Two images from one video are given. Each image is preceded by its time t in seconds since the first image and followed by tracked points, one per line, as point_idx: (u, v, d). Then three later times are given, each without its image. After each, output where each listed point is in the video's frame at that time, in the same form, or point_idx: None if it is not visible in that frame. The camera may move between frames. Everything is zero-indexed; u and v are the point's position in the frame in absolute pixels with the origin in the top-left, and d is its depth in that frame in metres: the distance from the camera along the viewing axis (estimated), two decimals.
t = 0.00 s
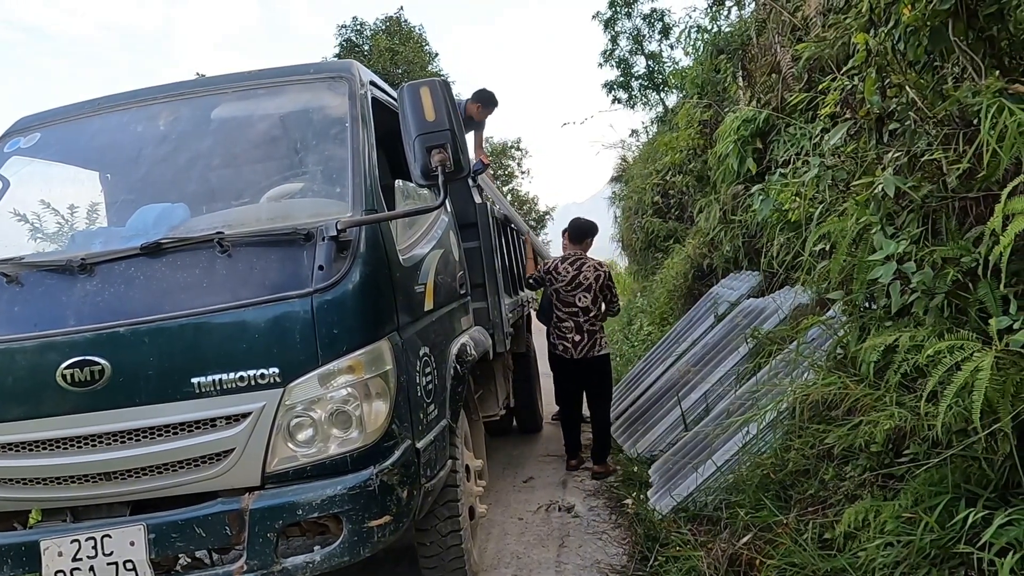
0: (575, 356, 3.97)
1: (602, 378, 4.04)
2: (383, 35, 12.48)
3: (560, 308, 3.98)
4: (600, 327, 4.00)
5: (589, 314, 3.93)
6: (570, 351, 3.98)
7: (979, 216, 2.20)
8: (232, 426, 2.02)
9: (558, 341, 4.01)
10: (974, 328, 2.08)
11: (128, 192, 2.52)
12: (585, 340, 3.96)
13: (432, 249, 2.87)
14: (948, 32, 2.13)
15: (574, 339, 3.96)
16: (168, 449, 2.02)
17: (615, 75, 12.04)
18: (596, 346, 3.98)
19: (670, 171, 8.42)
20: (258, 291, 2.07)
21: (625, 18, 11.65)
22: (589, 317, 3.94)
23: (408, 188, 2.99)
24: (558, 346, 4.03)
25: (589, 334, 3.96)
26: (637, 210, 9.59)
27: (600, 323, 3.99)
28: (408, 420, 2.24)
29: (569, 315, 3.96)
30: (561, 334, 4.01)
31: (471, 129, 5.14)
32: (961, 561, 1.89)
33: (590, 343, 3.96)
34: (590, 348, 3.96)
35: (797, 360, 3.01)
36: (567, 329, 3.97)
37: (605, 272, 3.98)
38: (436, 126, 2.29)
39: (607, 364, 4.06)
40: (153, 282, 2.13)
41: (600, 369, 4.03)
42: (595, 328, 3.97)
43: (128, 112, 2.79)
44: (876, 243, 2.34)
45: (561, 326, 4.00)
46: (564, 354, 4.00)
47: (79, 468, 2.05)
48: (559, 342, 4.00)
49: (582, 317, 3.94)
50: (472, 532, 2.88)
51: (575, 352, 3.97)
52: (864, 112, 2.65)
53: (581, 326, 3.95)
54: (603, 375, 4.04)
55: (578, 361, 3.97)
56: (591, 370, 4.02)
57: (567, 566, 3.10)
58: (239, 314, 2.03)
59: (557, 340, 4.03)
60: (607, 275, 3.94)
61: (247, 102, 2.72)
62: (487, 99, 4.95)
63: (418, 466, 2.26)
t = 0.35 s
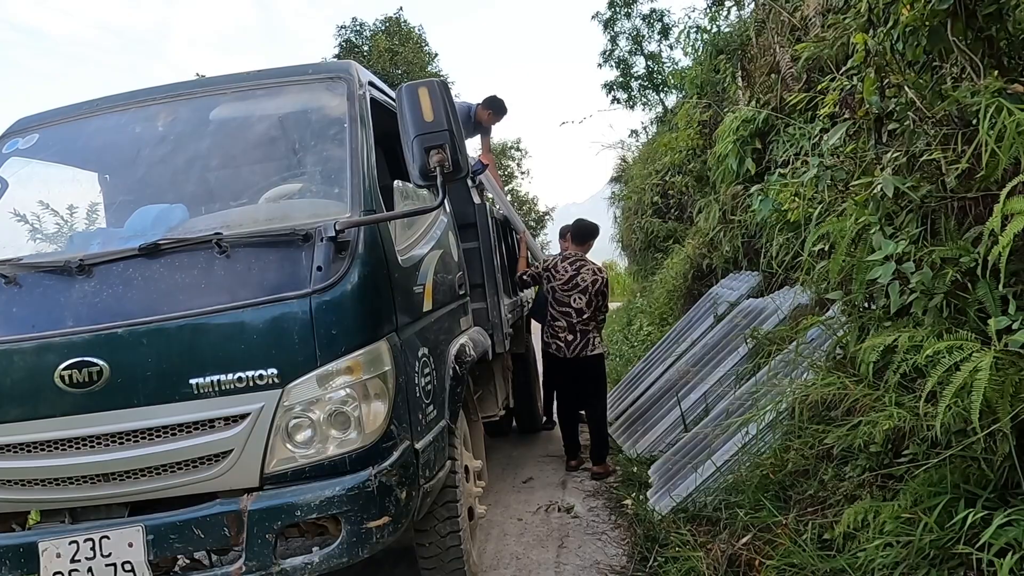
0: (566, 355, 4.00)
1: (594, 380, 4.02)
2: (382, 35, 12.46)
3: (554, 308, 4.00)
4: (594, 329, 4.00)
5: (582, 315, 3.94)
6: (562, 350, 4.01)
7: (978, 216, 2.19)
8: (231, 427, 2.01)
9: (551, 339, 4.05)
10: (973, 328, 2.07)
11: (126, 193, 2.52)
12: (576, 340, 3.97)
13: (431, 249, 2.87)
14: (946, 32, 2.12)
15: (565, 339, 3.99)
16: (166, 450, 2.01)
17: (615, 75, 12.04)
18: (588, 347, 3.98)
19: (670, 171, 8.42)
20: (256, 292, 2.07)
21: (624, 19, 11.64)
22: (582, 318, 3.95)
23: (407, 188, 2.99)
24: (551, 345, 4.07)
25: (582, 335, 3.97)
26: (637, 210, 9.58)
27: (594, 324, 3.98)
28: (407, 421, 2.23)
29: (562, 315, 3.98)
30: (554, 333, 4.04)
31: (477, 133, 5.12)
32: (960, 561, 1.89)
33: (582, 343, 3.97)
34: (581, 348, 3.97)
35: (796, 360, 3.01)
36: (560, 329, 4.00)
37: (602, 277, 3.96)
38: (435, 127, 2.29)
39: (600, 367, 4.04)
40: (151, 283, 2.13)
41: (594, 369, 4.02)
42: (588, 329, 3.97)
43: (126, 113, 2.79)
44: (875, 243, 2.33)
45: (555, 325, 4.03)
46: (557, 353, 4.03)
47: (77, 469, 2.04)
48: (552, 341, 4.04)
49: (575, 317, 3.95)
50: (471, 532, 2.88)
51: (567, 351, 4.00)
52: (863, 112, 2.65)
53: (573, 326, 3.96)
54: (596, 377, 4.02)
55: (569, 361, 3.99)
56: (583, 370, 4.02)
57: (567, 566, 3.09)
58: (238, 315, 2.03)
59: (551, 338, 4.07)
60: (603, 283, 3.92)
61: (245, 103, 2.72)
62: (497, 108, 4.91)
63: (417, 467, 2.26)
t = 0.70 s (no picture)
0: (562, 358, 3.95)
1: (591, 382, 3.98)
2: (381, 36, 12.44)
3: (551, 310, 3.99)
4: (591, 332, 3.94)
5: (579, 318, 3.91)
6: (558, 353, 3.96)
7: (976, 217, 2.19)
8: (226, 430, 2.00)
9: (547, 342, 4.02)
10: (972, 329, 2.07)
11: (122, 195, 2.51)
12: (572, 344, 3.92)
13: (428, 250, 2.86)
14: (944, 32, 2.12)
15: (561, 342, 3.94)
16: (161, 453, 2.00)
17: (614, 76, 12.04)
18: (584, 350, 3.91)
19: (669, 172, 8.41)
20: (252, 294, 2.06)
21: (623, 19, 11.64)
22: (579, 320, 3.92)
23: (405, 189, 2.98)
24: (547, 348, 4.03)
25: (577, 338, 3.92)
26: (636, 211, 9.58)
27: (591, 327, 3.94)
28: (403, 423, 2.23)
29: (559, 317, 3.96)
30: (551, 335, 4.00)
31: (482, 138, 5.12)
32: (959, 564, 1.88)
33: (578, 346, 3.91)
34: (577, 352, 3.90)
35: (795, 361, 3.01)
36: (556, 331, 3.96)
37: (602, 279, 3.95)
38: (431, 127, 2.28)
39: (598, 369, 4.00)
40: (147, 285, 2.12)
41: (591, 370, 3.96)
42: (584, 332, 3.92)
43: (122, 114, 2.78)
44: (872, 244, 2.33)
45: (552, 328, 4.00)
46: (553, 356, 3.99)
47: (71, 472, 2.03)
48: (548, 343, 4.00)
49: (572, 320, 3.92)
50: (469, 534, 2.87)
51: (563, 355, 3.95)
52: (862, 111, 2.63)
53: (569, 329, 3.92)
54: (593, 380, 3.98)
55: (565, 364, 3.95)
56: (580, 373, 3.98)
57: (565, 568, 3.08)
58: (234, 317, 2.02)
59: (547, 341, 4.03)
60: (603, 286, 3.91)
61: (242, 104, 2.71)
62: (504, 116, 4.92)
63: (414, 469, 2.25)
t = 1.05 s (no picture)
0: (560, 365, 3.95)
1: (591, 390, 3.96)
2: (380, 36, 12.44)
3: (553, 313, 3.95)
4: (591, 340, 3.91)
5: (579, 325, 3.86)
6: (556, 359, 3.96)
7: (973, 218, 2.18)
8: (222, 433, 2.00)
9: (547, 347, 4.01)
10: (969, 331, 2.06)
11: (118, 197, 2.50)
12: (571, 351, 3.90)
13: (425, 250, 2.86)
14: (941, 32, 2.12)
15: (560, 348, 3.93)
16: (157, 456, 1.99)
17: (612, 76, 12.04)
18: (583, 359, 3.89)
19: (667, 172, 8.41)
20: (248, 296, 2.05)
21: (622, 20, 11.64)
22: (579, 328, 3.87)
23: (401, 189, 2.98)
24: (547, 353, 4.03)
25: (576, 347, 3.89)
26: (634, 211, 9.58)
27: (591, 336, 3.90)
28: (400, 425, 2.22)
29: (560, 322, 3.92)
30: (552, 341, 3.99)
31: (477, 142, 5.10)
32: (958, 566, 1.88)
33: (576, 355, 3.89)
34: (575, 360, 3.89)
35: (793, 363, 3.01)
36: (556, 337, 3.94)
37: (605, 287, 3.85)
38: (427, 129, 2.28)
39: (599, 375, 3.98)
40: (142, 287, 2.11)
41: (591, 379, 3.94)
42: (584, 340, 3.89)
43: (118, 116, 2.77)
44: (870, 245, 2.32)
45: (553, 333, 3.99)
46: (552, 362, 3.99)
47: (67, 476, 2.03)
48: (548, 349, 4.00)
49: (573, 326, 3.88)
50: (466, 536, 2.86)
51: (561, 361, 3.95)
52: (859, 112, 2.61)
53: (569, 336, 3.90)
54: (593, 389, 3.94)
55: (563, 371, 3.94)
56: (578, 381, 3.96)
57: (563, 570, 3.07)
58: (230, 319, 2.01)
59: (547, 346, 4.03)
60: (605, 293, 3.81)
61: (238, 105, 2.71)
62: (501, 122, 4.91)
63: (410, 472, 2.24)
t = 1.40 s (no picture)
0: (566, 373, 3.91)
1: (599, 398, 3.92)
2: (379, 38, 12.44)
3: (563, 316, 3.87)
4: (599, 348, 3.86)
5: (590, 329, 3.78)
6: (562, 367, 3.93)
7: (972, 220, 2.17)
8: (218, 435, 1.99)
9: (555, 352, 3.97)
10: (968, 333, 2.05)
11: (115, 198, 2.49)
12: (579, 359, 3.86)
13: (423, 252, 2.85)
14: (940, 33, 2.11)
15: (569, 355, 3.89)
16: (152, 459, 1.99)
17: (612, 78, 12.04)
18: (592, 368, 3.85)
19: (667, 173, 8.41)
20: (244, 298, 2.05)
21: (621, 21, 11.64)
22: (590, 332, 3.80)
23: (398, 191, 2.99)
24: (554, 359, 4.00)
25: (584, 355, 3.86)
26: (634, 212, 9.57)
27: (600, 345, 3.85)
28: (397, 427, 2.21)
29: (570, 326, 3.86)
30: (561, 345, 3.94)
31: (464, 142, 5.06)
32: (956, 569, 1.87)
33: (584, 364, 3.85)
34: (583, 369, 3.85)
35: (792, 365, 3.00)
36: (565, 342, 3.90)
37: (618, 290, 3.75)
38: (424, 130, 2.27)
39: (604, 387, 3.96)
40: (138, 289, 2.10)
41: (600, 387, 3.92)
42: (592, 349, 3.84)
43: (115, 117, 2.76)
44: (868, 247, 2.31)
45: (562, 337, 3.93)
46: (558, 369, 3.96)
47: (62, 478, 2.02)
48: (555, 354, 3.96)
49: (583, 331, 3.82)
50: (464, 539, 2.85)
51: (568, 368, 3.91)
52: (857, 114, 2.59)
53: (578, 343, 3.85)
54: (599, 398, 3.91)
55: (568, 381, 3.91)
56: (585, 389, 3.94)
57: (561, 573, 3.06)
58: (225, 321, 2.01)
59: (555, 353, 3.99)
60: (617, 297, 3.72)
61: (235, 106, 2.70)
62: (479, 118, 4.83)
63: (407, 474, 2.23)
